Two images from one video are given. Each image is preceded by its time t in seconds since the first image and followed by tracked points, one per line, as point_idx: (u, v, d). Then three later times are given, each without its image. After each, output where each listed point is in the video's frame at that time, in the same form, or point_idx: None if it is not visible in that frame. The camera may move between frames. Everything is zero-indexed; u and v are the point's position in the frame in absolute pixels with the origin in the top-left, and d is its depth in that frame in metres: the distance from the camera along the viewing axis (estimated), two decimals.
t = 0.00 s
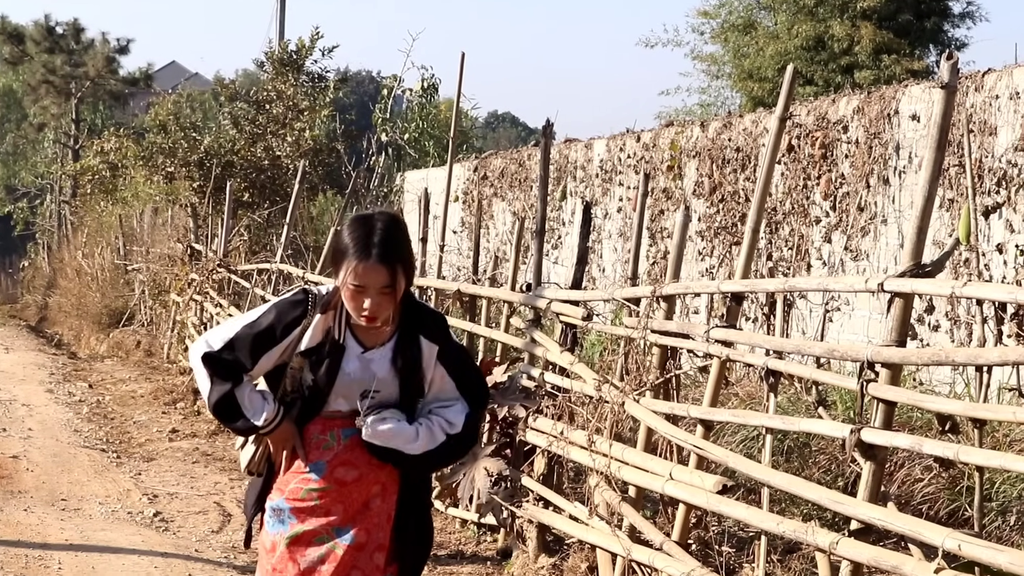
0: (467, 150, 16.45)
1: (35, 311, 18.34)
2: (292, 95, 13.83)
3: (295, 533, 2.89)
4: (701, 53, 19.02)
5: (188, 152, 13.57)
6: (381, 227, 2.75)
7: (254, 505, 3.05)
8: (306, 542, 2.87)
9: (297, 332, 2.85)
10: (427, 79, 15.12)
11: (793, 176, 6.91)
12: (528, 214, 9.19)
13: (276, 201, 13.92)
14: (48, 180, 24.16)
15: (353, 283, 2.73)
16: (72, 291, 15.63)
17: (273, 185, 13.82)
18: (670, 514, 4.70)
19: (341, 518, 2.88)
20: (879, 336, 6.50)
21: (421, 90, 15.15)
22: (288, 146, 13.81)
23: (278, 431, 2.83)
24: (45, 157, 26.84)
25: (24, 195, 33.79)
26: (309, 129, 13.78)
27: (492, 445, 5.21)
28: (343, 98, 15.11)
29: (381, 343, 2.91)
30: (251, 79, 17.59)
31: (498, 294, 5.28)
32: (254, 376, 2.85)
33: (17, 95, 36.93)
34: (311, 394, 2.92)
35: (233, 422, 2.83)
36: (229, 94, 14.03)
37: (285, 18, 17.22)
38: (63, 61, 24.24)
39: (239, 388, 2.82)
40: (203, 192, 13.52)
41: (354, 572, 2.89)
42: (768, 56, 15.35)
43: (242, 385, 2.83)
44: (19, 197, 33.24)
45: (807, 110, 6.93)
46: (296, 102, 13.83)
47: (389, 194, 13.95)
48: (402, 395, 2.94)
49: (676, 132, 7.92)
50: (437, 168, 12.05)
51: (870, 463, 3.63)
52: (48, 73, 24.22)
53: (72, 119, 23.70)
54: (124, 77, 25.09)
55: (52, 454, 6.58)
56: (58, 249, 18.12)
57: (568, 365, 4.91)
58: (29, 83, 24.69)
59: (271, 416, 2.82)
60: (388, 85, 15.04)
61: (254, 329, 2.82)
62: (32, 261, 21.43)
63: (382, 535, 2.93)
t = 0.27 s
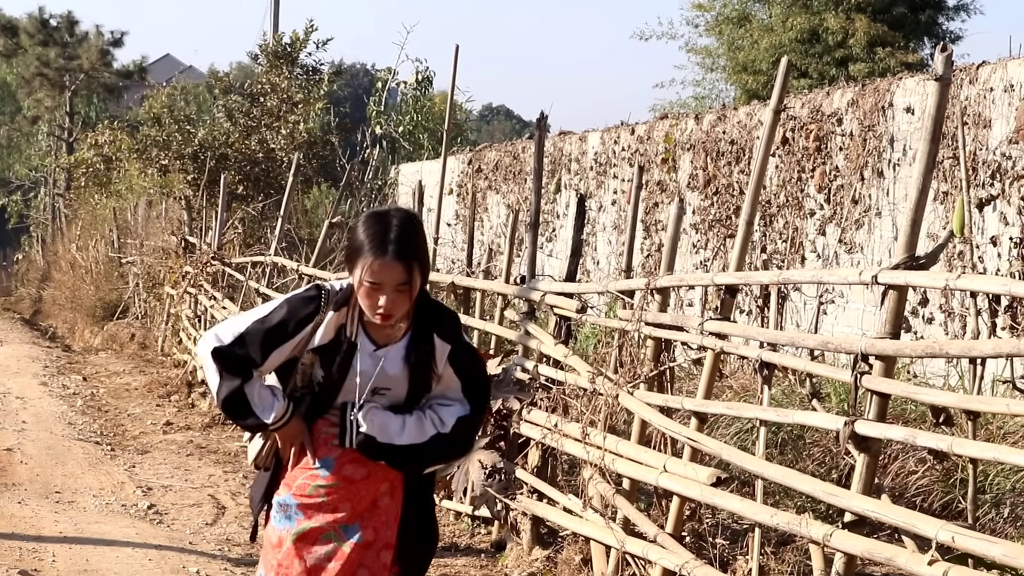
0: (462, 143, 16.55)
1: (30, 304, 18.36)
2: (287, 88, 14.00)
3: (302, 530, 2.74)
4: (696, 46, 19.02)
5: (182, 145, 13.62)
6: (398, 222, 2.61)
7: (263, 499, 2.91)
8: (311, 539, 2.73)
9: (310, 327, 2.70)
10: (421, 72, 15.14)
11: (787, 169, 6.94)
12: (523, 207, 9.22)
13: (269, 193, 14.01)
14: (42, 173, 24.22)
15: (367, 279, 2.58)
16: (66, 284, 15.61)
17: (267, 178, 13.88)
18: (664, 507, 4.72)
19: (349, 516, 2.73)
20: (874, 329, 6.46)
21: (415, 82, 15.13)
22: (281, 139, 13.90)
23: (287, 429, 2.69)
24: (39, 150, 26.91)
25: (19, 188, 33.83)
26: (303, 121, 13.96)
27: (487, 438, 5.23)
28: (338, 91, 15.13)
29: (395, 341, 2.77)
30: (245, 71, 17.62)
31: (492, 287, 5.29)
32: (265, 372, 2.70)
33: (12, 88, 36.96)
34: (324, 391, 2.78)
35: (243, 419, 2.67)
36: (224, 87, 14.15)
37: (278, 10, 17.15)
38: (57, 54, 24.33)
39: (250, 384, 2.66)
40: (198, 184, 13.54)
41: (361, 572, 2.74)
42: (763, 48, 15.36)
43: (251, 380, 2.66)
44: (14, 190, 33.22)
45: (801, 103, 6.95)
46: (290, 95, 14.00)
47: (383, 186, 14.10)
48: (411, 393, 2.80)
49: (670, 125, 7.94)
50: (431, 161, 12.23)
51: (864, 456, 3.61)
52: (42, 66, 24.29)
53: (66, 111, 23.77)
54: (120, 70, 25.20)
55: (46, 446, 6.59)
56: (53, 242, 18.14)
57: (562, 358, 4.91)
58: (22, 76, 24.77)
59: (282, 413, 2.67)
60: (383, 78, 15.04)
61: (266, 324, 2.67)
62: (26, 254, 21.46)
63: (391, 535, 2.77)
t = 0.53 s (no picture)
0: (455, 134, 16.64)
1: (23, 296, 18.35)
2: (281, 79, 13.93)
3: (307, 523, 2.70)
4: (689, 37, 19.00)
5: (176, 136, 13.70)
6: (407, 213, 2.53)
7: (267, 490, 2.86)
8: (316, 533, 2.68)
9: (320, 320, 2.62)
10: (414, 63, 15.13)
11: (780, 160, 6.96)
12: (516, 198, 9.25)
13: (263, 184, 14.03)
14: (35, 164, 24.20)
15: (377, 271, 2.51)
16: (58, 275, 15.60)
17: (260, 169, 13.88)
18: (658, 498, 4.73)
19: (354, 510, 2.69)
20: (866, 319, 6.56)
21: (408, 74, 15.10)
22: (274, 130, 13.91)
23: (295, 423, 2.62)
24: (32, 141, 26.89)
25: (12, 180, 33.80)
26: (296, 112, 13.96)
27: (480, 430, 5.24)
28: (332, 83, 15.12)
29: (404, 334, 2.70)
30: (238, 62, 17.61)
31: (486, 278, 5.28)
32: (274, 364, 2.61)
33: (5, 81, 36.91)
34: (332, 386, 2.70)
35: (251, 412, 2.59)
36: (216, 79, 14.15)
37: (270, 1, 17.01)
38: (50, 44, 24.30)
39: (256, 377, 2.58)
40: (191, 175, 13.53)
41: (365, 566, 2.70)
42: (756, 40, 15.35)
43: (259, 374, 2.58)
44: (8, 182, 33.11)
45: (794, 94, 6.97)
46: (284, 86, 13.95)
47: (377, 177, 14.16)
48: (419, 388, 2.74)
49: (664, 117, 7.94)
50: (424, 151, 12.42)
51: (858, 447, 3.59)
52: (35, 57, 24.23)
53: (59, 103, 23.74)
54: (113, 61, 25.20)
55: (39, 438, 6.58)
56: (45, 233, 18.11)
57: (555, 349, 4.91)
58: (15, 67, 24.76)
59: (291, 407, 2.59)
60: (376, 69, 15.02)
61: (275, 317, 2.59)
62: (19, 246, 21.44)
63: (397, 529, 2.73)
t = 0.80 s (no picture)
0: (449, 126, 16.72)
1: (17, 289, 18.37)
2: (275, 71, 13.96)
3: (308, 516, 2.65)
4: (684, 30, 19.02)
5: (170, 129, 13.52)
6: (402, 200, 2.50)
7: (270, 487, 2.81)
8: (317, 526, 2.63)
9: (317, 315, 2.58)
10: (409, 55, 15.14)
11: (775, 153, 7.02)
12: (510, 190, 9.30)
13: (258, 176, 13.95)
14: (28, 157, 24.25)
15: (372, 259, 2.47)
16: (53, 269, 15.60)
17: (255, 162, 13.81)
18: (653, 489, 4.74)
19: (355, 504, 2.64)
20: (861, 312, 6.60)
21: (402, 66, 15.33)
22: (269, 122, 13.83)
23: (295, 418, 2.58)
24: (25, 133, 26.94)
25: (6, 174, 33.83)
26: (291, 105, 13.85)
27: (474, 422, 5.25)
28: (327, 76, 15.15)
29: (402, 326, 2.65)
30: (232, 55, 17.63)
31: (480, 271, 5.30)
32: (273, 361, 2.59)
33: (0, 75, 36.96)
34: (332, 381, 2.66)
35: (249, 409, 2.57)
36: (212, 71, 14.18)
37: None
38: (44, 37, 24.34)
39: (255, 372, 2.57)
40: (185, 168, 13.55)
41: (366, 560, 2.64)
42: (751, 32, 15.37)
43: (258, 370, 2.56)
44: (3, 175, 33.09)
45: (789, 86, 7.02)
46: (279, 78, 13.97)
47: (371, 169, 14.24)
48: (419, 380, 2.67)
49: (659, 109, 7.96)
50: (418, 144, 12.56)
51: (852, 438, 3.55)
52: (29, 50, 24.28)
53: (53, 95, 23.77)
54: (107, 54, 25.27)
55: (34, 430, 6.60)
56: (39, 226, 18.11)
57: (550, 341, 4.92)
58: (9, 60, 24.82)
59: (288, 403, 2.56)
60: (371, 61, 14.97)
61: (272, 312, 2.57)
62: (14, 239, 21.45)
63: (398, 524, 2.67)
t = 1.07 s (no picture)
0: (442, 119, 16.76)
1: (9, 283, 18.36)
2: (267, 65, 13.73)
3: (300, 510, 2.59)
4: (676, 22, 19.00)
5: (162, 122, 13.65)
6: (383, 184, 2.50)
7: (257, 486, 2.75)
8: (310, 518, 2.58)
9: (304, 310, 2.56)
10: (401, 47, 15.13)
11: (767, 144, 7.05)
12: (503, 183, 9.33)
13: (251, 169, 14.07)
14: (21, 151, 24.27)
15: (349, 240, 2.48)
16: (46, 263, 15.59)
17: (248, 154, 13.85)
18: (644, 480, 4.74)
19: (349, 494, 2.59)
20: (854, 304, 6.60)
21: (394, 57, 15.09)
22: (262, 116, 13.82)
23: (288, 418, 2.56)
24: (18, 127, 27.00)
25: None
26: (282, 97, 13.82)
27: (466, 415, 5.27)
28: (319, 68, 15.16)
29: (391, 315, 2.64)
30: (224, 46, 17.65)
31: (472, 263, 5.31)
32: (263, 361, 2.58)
33: None
34: (323, 374, 2.62)
35: (239, 411, 2.57)
36: (204, 63, 13.94)
37: None
38: (36, 31, 24.48)
39: (245, 373, 2.58)
40: (178, 161, 13.61)
41: (360, 550, 2.60)
42: (743, 24, 15.37)
43: (248, 370, 2.57)
44: None
45: (781, 78, 7.05)
46: (270, 72, 13.74)
47: (363, 161, 14.29)
48: (409, 369, 2.66)
49: (651, 101, 7.96)
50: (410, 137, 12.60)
51: (845, 430, 3.53)
52: (21, 43, 24.45)
53: (45, 89, 23.77)
54: (100, 48, 25.40)
55: (27, 424, 6.60)
56: (31, 220, 18.08)
57: (542, 333, 4.93)
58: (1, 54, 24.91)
59: (277, 404, 2.55)
60: (362, 53, 14.81)
61: (260, 311, 2.56)
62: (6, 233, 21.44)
63: (391, 513, 2.64)
